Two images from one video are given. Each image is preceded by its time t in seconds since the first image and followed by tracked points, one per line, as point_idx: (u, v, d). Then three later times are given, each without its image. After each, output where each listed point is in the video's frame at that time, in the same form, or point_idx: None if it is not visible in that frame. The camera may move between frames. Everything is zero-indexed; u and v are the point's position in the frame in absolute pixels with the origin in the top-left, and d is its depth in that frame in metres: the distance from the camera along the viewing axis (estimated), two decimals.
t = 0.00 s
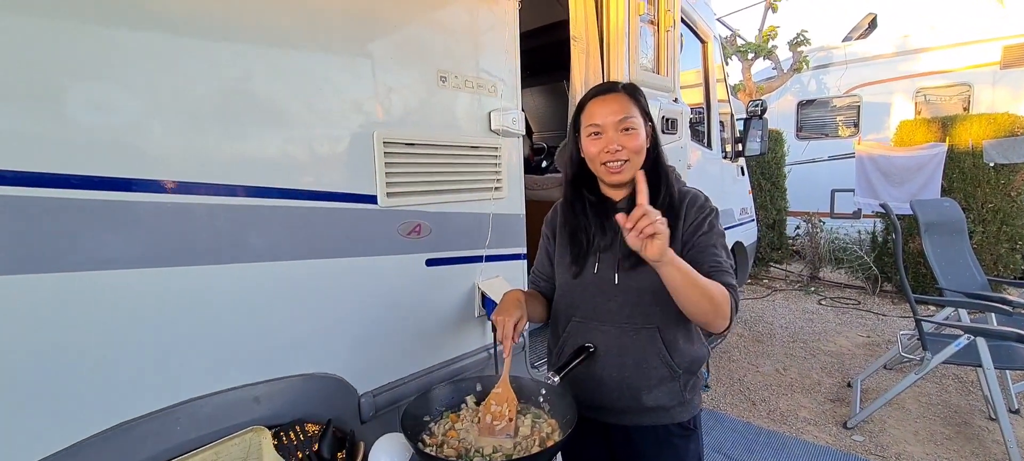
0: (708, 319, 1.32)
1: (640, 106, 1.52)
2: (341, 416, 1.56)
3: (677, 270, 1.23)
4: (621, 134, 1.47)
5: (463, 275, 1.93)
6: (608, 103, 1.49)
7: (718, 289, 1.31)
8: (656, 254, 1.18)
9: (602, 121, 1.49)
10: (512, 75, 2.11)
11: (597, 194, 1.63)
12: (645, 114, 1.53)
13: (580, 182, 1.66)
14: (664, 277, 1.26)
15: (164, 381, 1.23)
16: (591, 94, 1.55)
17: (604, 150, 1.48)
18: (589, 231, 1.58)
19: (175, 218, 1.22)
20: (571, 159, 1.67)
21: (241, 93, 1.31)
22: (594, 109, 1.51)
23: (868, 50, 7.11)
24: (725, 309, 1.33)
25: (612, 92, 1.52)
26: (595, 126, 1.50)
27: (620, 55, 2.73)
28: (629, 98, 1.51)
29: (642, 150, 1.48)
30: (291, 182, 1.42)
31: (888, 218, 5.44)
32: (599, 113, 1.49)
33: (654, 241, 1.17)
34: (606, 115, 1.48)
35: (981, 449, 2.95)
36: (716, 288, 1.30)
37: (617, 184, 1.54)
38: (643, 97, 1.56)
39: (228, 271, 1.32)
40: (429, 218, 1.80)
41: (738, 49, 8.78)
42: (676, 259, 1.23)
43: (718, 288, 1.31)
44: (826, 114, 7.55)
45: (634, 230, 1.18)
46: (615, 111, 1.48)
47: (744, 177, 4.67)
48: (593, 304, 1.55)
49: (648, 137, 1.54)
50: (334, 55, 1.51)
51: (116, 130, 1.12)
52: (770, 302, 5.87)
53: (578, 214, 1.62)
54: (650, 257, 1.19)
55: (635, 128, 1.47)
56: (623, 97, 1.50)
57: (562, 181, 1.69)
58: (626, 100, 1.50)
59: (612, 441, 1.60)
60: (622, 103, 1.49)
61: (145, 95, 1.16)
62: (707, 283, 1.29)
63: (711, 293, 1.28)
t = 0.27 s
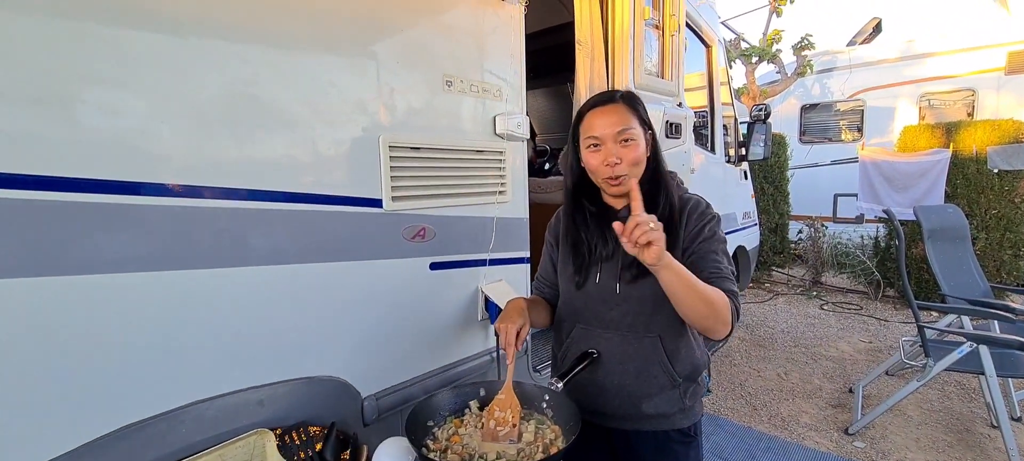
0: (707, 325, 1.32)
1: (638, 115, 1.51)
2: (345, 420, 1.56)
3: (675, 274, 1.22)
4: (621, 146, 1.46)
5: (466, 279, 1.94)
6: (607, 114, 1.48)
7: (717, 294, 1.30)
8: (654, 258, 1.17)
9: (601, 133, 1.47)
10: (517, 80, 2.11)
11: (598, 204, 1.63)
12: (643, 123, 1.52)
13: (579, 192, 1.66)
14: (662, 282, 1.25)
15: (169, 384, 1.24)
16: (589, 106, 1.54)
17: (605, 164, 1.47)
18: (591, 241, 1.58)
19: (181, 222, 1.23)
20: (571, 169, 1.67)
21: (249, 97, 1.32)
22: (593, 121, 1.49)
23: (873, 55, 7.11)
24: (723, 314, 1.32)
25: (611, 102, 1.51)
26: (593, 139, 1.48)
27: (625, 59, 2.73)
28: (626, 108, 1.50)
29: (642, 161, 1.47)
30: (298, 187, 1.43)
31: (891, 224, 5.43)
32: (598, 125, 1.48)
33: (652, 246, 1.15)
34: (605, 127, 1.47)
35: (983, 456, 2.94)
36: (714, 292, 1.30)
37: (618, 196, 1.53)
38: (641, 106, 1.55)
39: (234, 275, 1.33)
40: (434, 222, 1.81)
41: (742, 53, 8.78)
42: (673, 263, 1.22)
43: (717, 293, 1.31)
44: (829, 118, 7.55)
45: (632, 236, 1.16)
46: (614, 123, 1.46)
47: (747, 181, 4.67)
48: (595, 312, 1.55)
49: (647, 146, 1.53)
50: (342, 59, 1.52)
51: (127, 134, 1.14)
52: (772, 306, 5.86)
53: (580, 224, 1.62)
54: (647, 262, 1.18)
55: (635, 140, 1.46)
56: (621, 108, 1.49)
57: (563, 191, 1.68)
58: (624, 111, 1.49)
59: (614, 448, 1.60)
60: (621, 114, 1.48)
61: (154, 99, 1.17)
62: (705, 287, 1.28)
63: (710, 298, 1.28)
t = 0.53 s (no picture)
0: (718, 341, 1.31)
1: (635, 126, 1.51)
2: (348, 424, 1.57)
3: (677, 299, 1.24)
4: (615, 159, 1.47)
5: (469, 284, 1.94)
6: (603, 125, 1.49)
7: (724, 312, 1.30)
8: (647, 286, 1.21)
9: (596, 144, 1.49)
10: (522, 86, 2.12)
11: (599, 213, 1.65)
12: (642, 134, 1.51)
13: (580, 201, 1.67)
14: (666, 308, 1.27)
15: (173, 388, 1.25)
16: (587, 117, 1.54)
17: (600, 174, 1.50)
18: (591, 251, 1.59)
19: (185, 226, 1.24)
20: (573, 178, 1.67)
21: (257, 102, 1.33)
22: (589, 132, 1.51)
23: (877, 62, 7.11)
24: (733, 331, 1.31)
25: (608, 114, 1.51)
26: (589, 149, 1.50)
27: (630, 65, 2.73)
28: (624, 119, 1.50)
29: (637, 172, 1.49)
30: (304, 191, 1.44)
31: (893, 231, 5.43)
32: (593, 136, 1.49)
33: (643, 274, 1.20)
34: (600, 139, 1.48)
35: None
36: (724, 312, 1.29)
37: (615, 206, 1.55)
38: (640, 115, 1.55)
39: (240, 279, 1.34)
40: (438, 227, 1.81)
41: (745, 59, 8.79)
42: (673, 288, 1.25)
43: (724, 309, 1.31)
44: (831, 124, 7.55)
45: (621, 266, 1.22)
46: (609, 134, 1.47)
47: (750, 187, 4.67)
48: (597, 322, 1.56)
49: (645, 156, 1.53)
50: (349, 64, 1.52)
51: (136, 138, 1.14)
52: (773, 313, 5.86)
53: (580, 234, 1.64)
54: (641, 290, 1.22)
55: (630, 151, 1.47)
56: (619, 119, 1.49)
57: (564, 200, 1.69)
58: (621, 122, 1.49)
59: (614, 457, 1.59)
60: (618, 125, 1.48)
61: (164, 104, 1.18)
62: (713, 308, 1.28)
63: (717, 316, 1.27)
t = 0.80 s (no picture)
0: (709, 353, 1.34)
1: (636, 131, 1.51)
2: (348, 426, 1.57)
3: (671, 311, 1.26)
4: (613, 164, 1.48)
5: (471, 287, 1.94)
6: (602, 131, 1.50)
7: (717, 325, 1.31)
8: (643, 297, 1.23)
9: (595, 150, 1.50)
10: (527, 90, 2.12)
11: (597, 215, 1.64)
12: (642, 139, 1.52)
13: (580, 204, 1.67)
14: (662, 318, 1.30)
15: (175, 387, 1.25)
16: (587, 122, 1.56)
17: (598, 179, 1.51)
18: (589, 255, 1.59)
19: (188, 226, 1.24)
20: (573, 182, 1.68)
21: (263, 103, 1.34)
22: (589, 138, 1.52)
23: (880, 70, 7.12)
24: (725, 344, 1.33)
25: (607, 119, 1.52)
26: (589, 154, 1.52)
27: (635, 70, 2.74)
28: (624, 125, 1.50)
29: (636, 178, 1.49)
30: (309, 193, 1.45)
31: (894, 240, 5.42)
32: (593, 142, 1.51)
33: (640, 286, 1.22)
34: (599, 145, 1.49)
35: None
36: (716, 324, 1.31)
37: (613, 210, 1.56)
38: (641, 120, 1.55)
39: (243, 279, 1.34)
40: (441, 229, 1.82)
41: (749, 65, 8.81)
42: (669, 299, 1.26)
43: (717, 322, 1.32)
44: (834, 132, 7.55)
45: (619, 278, 1.23)
46: (608, 140, 1.49)
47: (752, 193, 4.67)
48: (595, 327, 1.56)
49: (645, 162, 1.53)
50: (354, 67, 1.53)
51: (143, 137, 1.15)
52: (773, 319, 5.85)
53: (579, 237, 1.64)
54: (637, 300, 1.24)
55: (628, 157, 1.48)
56: (618, 125, 1.50)
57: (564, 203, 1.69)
58: (621, 128, 1.50)
59: None
60: (617, 131, 1.49)
61: (171, 104, 1.19)
62: (705, 320, 1.30)
63: (708, 329, 1.29)
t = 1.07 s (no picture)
0: (708, 363, 1.35)
1: (630, 136, 1.51)
2: (347, 429, 1.57)
3: (677, 325, 1.26)
4: (606, 168, 1.48)
5: (471, 290, 1.94)
6: (596, 136, 1.51)
7: (718, 336, 1.32)
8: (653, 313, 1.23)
9: (589, 155, 1.50)
10: (529, 93, 2.12)
11: (598, 221, 1.64)
12: (637, 143, 1.51)
13: (580, 211, 1.67)
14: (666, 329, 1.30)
15: (173, 389, 1.25)
16: (582, 128, 1.56)
17: (592, 183, 1.51)
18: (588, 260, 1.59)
19: (186, 228, 1.23)
20: (572, 188, 1.68)
21: (265, 105, 1.34)
22: (583, 143, 1.53)
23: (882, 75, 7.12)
24: (725, 355, 1.34)
25: (600, 125, 1.53)
26: (583, 159, 1.52)
27: (637, 74, 2.73)
28: (617, 130, 1.50)
29: (629, 181, 1.48)
30: (310, 195, 1.44)
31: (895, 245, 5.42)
32: (587, 146, 1.51)
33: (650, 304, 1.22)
34: (592, 149, 1.50)
35: None
36: (717, 336, 1.32)
37: (611, 215, 1.56)
38: (637, 125, 1.55)
39: (243, 281, 1.34)
40: (441, 232, 1.81)
41: (750, 69, 8.81)
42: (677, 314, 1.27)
43: (718, 333, 1.33)
44: (835, 136, 7.55)
45: (630, 294, 1.22)
46: (600, 145, 1.49)
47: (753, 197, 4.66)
48: (594, 332, 1.56)
49: (641, 166, 1.53)
50: (356, 69, 1.53)
51: (144, 139, 1.15)
52: (773, 323, 5.85)
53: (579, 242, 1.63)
54: (646, 315, 1.24)
55: (622, 161, 1.48)
56: (611, 130, 1.50)
57: (565, 209, 1.70)
58: (614, 132, 1.50)
59: None
60: (610, 136, 1.49)
61: (173, 105, 1.19)
62: (708, 333, 1.31)
63: (710, 341, 1.30)
